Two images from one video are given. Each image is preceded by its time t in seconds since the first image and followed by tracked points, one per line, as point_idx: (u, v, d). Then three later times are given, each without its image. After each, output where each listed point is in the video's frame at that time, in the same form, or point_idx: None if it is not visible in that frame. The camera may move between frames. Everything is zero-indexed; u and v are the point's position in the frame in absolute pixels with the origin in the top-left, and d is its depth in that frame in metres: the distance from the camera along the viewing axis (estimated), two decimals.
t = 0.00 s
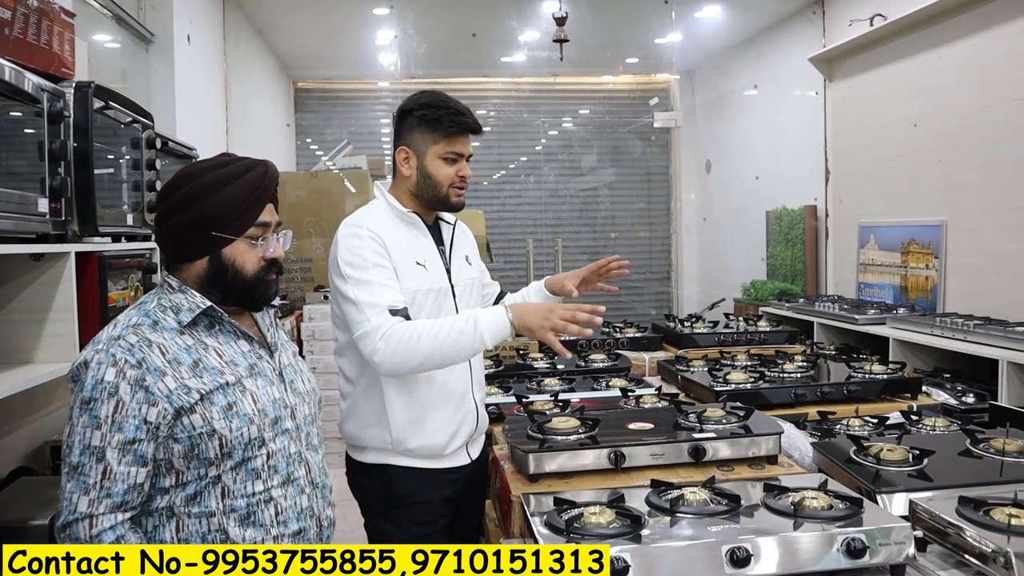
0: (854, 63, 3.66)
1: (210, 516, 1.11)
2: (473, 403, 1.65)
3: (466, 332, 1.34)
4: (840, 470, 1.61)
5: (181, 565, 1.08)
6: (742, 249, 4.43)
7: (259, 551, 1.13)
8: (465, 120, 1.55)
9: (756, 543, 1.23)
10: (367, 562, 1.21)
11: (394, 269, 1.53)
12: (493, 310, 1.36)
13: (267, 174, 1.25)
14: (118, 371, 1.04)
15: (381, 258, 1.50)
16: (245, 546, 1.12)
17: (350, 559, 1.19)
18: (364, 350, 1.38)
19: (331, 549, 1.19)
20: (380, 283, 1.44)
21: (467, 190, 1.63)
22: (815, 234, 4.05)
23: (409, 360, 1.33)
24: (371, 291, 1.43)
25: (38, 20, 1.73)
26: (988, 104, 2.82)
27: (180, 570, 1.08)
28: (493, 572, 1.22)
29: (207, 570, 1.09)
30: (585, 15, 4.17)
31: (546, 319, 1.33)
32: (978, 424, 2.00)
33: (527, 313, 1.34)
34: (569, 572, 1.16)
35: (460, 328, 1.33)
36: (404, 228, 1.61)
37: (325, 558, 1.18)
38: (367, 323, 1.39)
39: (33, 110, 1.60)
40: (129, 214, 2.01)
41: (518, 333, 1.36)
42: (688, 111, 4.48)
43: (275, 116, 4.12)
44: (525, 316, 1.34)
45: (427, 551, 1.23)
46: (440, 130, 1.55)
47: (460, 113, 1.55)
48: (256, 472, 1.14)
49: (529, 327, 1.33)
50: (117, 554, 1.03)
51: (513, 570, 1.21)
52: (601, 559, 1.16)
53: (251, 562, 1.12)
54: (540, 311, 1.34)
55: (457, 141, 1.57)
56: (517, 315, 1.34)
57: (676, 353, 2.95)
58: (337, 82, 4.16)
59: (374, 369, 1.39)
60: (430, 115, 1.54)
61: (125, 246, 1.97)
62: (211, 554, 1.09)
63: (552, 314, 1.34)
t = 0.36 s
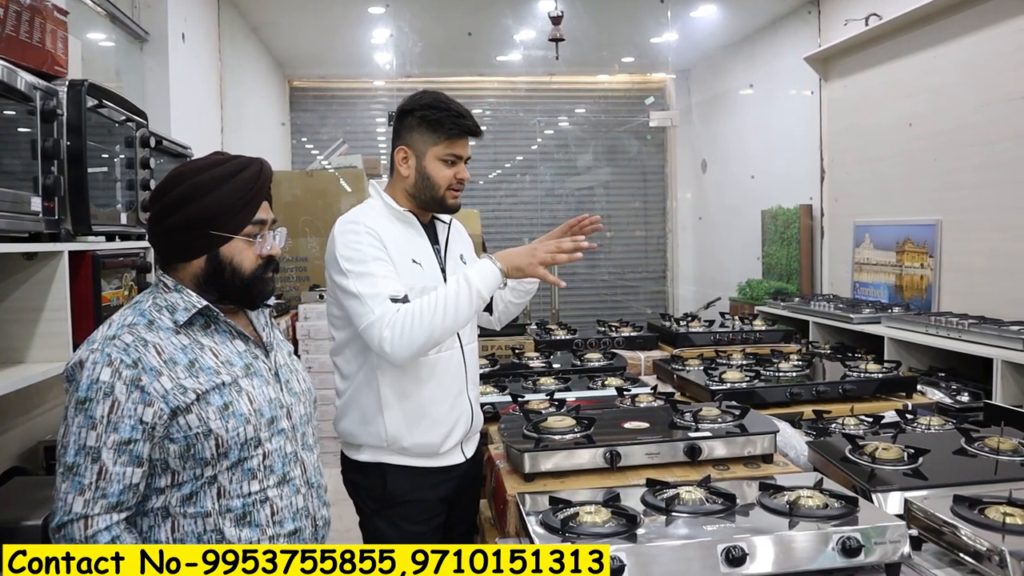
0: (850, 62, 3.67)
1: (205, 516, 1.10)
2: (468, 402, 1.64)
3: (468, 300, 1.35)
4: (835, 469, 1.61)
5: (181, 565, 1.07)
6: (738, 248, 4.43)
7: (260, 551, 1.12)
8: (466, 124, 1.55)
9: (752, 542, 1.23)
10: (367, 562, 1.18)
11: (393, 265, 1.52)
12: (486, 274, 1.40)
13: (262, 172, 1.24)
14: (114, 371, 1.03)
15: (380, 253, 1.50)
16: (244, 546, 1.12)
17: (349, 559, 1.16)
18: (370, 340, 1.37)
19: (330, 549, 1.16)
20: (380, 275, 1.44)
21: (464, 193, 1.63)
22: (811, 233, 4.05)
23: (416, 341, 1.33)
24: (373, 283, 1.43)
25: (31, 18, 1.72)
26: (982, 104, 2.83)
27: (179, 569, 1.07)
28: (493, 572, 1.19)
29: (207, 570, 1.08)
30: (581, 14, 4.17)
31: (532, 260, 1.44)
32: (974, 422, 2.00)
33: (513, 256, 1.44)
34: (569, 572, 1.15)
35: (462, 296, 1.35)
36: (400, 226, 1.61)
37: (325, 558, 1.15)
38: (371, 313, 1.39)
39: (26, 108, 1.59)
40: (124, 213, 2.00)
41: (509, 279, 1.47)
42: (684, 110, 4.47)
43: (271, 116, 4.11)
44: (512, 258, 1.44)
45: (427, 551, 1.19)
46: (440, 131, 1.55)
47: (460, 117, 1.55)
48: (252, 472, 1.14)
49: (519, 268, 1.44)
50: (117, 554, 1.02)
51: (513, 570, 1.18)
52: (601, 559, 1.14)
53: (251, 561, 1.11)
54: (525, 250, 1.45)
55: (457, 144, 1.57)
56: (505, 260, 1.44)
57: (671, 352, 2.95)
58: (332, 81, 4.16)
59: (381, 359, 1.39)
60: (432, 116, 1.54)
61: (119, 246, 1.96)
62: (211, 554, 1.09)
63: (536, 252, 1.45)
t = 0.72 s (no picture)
0: (844, 62, 3.68)
1: (201, 515, 1.10)
2: (462, 401, 1.63)
3: (460, 298, 1.36)
4: (830, 468, 1.62)
5: (181, 565, 1.07)
6: (733, 248, 4.43)
7: (259, 551, 1.11)
8: (466, 128, 1.54)
9: (746, 542, 1.23)
10: (367, 562, 1.15)
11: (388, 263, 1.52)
12: (478, 272, 1.40)
13: (260, 174, 1.24)
14: (111, 368, 1.03)
15: (375, 251, 1.49)
16: (245, 545, 1.11)
17: (349, 560, 1.13)
18: (364, 338, 1.37)
19: (330, 549, 1.13)
20: (375, 273, 1.44)
21: (460, 197, 1.62)
22: (805, 232, 4.06)
23: (410, 339, 1.33)
24: (367, 281, 1.42)
25: (25, 17, 1.71)
26: (977, 104, 2.83)
27: (180, 570, 1.06)
28: (493, 573, 1.16)
29: (208, 570, 1.08)
30: (576, 14, 4.17)
31: (533, 274, 1.42)
32: (967, 422, 2.00)
33: (514, 269, 1.42)
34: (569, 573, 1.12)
35: (454, 293, 1.35)
36: (397, 226, 1.61)
37: (325, 558, 1.12)
38: (365, 311, 1.39)
39: (20, 108, 1.59)
40: (118, 214, 2.00)
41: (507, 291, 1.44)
42: (679, 110, 4.48)
43: (266, 116, 4.11)
44: (512, 271, 1.42)
45: (427, 551, 1.15)
46: (440, 134, 1.54)
47: (461, 120, 1.54)
48: (249, 470, 1.14)
49: (518, 282, 1.41)
50: (117, 554, 1.02)
51: (513, 571, 1.14)
52: (601, 559, 1.12)
53: (251, 562, 1.10)
54: (527, 267, 1.43)
55: (455, 148, 1.56)
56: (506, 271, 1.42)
57: (666, 351, 2.95)
58: (328, 81, 4.15)
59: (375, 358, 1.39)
60: (432, 118, 1.53)
61: (113, 246, 1.96)
62: (211, 554, 1.08)
63: (539, 269, 1.43)
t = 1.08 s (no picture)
0: (830, 63, 3.71)
1: (191, 514, 1.09)
2: (445, 403, 1.61)
3: (435, 307, 1.35)
4: (816, 467, 1.62)
5: (181, 565, 1.06)
6: (720, 248, 4.45)
7: (259, 551, 1.12)
8: (448, 123, 1.53)
9: (733, 540, 1.24)
10: (367, 562, 1.19)
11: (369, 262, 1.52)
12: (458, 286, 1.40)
13: (251, 176, 1.24)
14: (99, 367, 1.01)
15: (356, 250, 1.49)
16: (245, 545, 1.12)
17: (349, 559, 1.18)
18: (336, 336, 1.37)
19: (330, 549, 1.17)
20: (353, 273, 1.44)
21: (447, 195, 1.60)
22: (792, 232, 4.07)
23: (382, 342, 1.33)
24: (344, 279, 1.42)
25: (7, 16, 1.70)
26: (961, 105, 2.86)
27: (180, 570, 1.06)
28: (493, 572, 1.19)
29: (207, 570, 1.08)
30: (563, 13, 4.17)
31: (512, 298, 1.40)
32: (952, 420, 2.02)
33: (495, 289, 1.41)
34: (569, 572, 1.15)
35: (430, 305, 1.35)
36: (384, 225, 1.61)
37: (325, 558, 1.16)
38: (340, 309, 1.39)
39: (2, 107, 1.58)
40: (102, 214, 1.99)
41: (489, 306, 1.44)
42: (666, 110, 4.46)
43: (253, 116, 4.10)
44: (493, 291, 1.41)
45: (427, 551, 1.19)
46: (421, 129, 1.53)
47: (447, 116, 1.53)
48: (238, 469, 1.13)
49: (495, 302, 1.40)
50: (117, 554, 1.02)
51: (513, 570, 1.17)
52: (602, 559, 1.16)
53: (251, 562, 1.12)
54: (505, 291, 1.41)
55: (438, 143, 1.54)
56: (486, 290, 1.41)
57: (654, 351, 2.96)
58: (315, 80, 4.14)
59: (347, 357, 1.39)
60: (415, 114, 1.53)
61: (98, 246, 1.95)
62: (211, 555, 1.08)
63: (518, 296, 1.40)
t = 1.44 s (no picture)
0: (822, 62, 3.73)
1: (185, 513, 1.08)
2: (428, 407, 1.59)
3: (387, 314, 1.34)
4: (808, 466, 1.63)
5: (181, 565, 1.07)
6: (713, 247, 4.47)
7: (259, 551, 1.13)
8: (419, 113, 1.52)
9: (725, 539, 1.24)
10: (367, 562, 1.19)
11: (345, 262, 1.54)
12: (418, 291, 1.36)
13: (249, 179, 1.23)
14: (92, 366, 1.00)
15: (331, 250, 1.52)
16: (245, 545, 1.12)
17: (349, 559, 1.18)
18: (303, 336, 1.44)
19: (330, 549, 1.18)
20: (322, 273, 1.48)
21: (427, 188, 1.59)
22: (784, 232, 4.10)
23: (338, 343, 1.37)
24: (313, 280, 1.48)
25: None
26: (952, 105, 2.87)
27: (179, 569, 1.07)
28: (493, 572, 1.20)
29: (208, 570, 1.08)
30: (556, 13, 4.17)
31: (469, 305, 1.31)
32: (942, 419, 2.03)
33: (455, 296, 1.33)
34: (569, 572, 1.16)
35: (384, 312, 1.34)
36: (371, 224, 1.61)
37: (324, 558, 1.17)
38: (307, 310, 1.45)
39: None
40: (93, 214, 1.98)
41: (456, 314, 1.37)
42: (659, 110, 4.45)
43: (246, 115, 4.09)
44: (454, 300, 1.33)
45: (427, 551, 1.19)
46: (394, 121, 1.54)
47: (422, 107, 1.53)
48: (233, 468, 1.12)
49: (453, 309, 1.32)
50: (117, 554, 1.02)
51: (513, 570, 1.18)
52: (602, 559, 1.17)
53: (251, 562, 1.12)
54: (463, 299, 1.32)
55: (411, 133, 1.54)
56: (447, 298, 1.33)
57: (647, 350, 2.97)
58: (309, 80, 4.15)
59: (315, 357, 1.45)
60: (388, 108, 1.54)
61: (89, 246, 1.94)
62: (211, 554, 1.08)
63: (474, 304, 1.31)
